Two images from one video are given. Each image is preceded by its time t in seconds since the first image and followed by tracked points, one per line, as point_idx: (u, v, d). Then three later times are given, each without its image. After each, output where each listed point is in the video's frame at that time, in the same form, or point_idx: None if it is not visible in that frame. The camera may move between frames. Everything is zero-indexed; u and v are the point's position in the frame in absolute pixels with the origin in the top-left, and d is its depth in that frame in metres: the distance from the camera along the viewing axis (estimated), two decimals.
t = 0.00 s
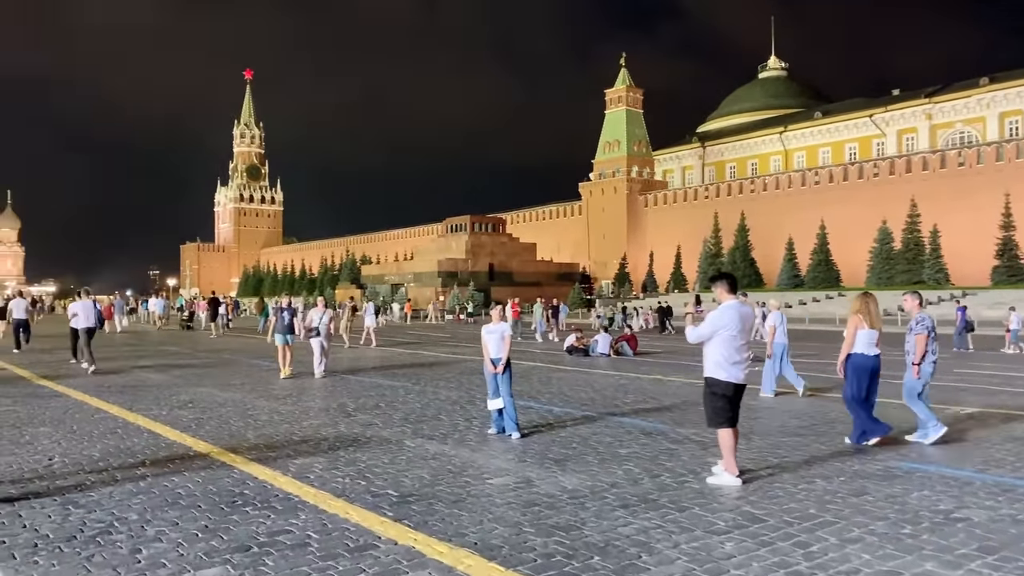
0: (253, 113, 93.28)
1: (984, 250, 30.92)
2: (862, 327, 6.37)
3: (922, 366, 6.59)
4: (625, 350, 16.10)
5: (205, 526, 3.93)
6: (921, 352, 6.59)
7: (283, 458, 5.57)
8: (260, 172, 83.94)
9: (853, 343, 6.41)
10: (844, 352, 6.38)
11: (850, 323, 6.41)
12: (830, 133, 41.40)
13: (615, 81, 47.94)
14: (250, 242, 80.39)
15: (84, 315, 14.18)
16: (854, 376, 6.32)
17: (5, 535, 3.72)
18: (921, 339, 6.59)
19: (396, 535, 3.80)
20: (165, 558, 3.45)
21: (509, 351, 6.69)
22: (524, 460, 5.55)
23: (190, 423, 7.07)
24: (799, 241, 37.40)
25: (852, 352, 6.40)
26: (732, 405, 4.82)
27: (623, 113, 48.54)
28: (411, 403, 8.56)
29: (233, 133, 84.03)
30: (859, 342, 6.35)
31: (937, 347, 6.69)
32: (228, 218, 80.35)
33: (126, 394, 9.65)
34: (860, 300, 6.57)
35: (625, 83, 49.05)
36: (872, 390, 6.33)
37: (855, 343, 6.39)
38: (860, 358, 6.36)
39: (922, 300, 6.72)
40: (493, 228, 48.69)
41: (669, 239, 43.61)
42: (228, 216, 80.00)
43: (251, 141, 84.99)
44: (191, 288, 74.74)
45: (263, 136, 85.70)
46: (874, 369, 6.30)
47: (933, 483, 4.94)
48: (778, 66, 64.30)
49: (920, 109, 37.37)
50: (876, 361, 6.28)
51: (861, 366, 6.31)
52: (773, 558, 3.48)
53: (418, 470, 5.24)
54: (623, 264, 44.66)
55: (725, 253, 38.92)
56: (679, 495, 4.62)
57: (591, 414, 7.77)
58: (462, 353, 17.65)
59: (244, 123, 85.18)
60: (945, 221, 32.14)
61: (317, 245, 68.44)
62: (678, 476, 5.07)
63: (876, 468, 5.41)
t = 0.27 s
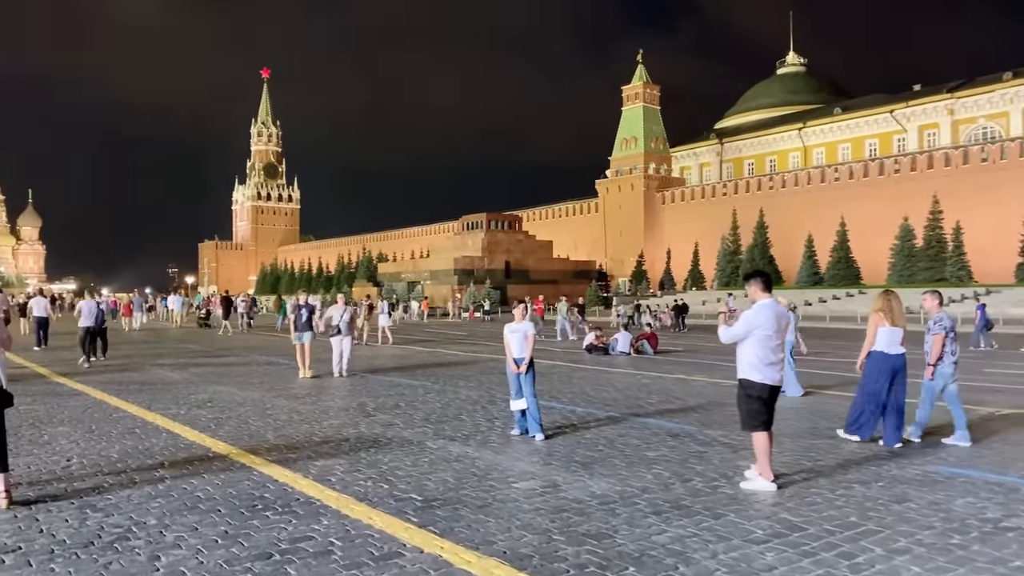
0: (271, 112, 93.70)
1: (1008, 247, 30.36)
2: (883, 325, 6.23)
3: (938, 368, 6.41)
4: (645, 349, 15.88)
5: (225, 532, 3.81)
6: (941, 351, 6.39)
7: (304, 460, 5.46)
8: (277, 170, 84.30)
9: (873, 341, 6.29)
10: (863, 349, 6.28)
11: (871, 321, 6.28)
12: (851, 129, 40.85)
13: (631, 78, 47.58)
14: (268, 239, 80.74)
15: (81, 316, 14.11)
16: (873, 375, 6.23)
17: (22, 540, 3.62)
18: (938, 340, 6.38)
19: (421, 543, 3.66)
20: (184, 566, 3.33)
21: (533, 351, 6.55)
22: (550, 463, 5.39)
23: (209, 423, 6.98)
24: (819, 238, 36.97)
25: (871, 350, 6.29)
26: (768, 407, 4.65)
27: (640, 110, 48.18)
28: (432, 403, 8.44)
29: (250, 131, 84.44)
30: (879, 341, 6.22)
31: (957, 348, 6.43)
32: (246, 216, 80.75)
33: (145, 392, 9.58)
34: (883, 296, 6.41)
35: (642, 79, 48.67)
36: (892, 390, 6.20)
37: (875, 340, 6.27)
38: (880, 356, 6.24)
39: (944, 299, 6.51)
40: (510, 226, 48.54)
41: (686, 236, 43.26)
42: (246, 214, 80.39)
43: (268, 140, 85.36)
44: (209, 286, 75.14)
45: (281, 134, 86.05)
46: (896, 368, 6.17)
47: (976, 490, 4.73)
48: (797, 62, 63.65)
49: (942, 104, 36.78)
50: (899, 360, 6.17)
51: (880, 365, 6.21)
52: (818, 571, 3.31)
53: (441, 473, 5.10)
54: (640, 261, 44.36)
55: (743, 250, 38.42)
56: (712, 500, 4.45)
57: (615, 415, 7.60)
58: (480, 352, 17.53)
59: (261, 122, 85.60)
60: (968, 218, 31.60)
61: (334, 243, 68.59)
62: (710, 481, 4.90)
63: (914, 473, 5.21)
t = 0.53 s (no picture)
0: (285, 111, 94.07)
1: None
2: (898, 324, 6.18)
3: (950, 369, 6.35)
4: (663, 347, 15.73)
5: (247, 534, 3.73)
6: (951, 351, 6.33)
7: (324, 459, 5.37)
8: (292, 169, 84.61)
9: (889, 340, 6.23)
10: (879, 348, 6.21)
11: (887, 319, 6.22)
12: (868, 126, 40.39)
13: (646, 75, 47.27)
14: (283, 238, 81.05)
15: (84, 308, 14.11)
16: (890, 372, 6.14)
17: (41, 542, 3.55)
18: (948, 340, 6.29)
19: (445, 547, 3.55)
20: (206, 570, 3.24)
21: (556, 349, 6.43)
22: (573, 463, 5.28)
23: (227, 422, 6.91)
24: (836, 236, 36.58)
25: (888, 349, 6.21)
26: (802, 407, 4.52)
27: (654, 107, 47.86)
28: (452, 402, 8.34)
29: (266, 131, 84.90)
30: (896, 339, 6.16)
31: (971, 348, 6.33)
32: (261, 215, 81.08)
33: (162, 390, 9.54)
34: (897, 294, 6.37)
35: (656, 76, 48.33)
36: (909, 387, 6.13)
37: (891, 340, 6.20)
38: (897, 355, 6.16)
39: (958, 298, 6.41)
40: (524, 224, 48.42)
41: (702, 234, 42.97)
42: (262, 213, 80.74)
43: (283, 139, 85.74)
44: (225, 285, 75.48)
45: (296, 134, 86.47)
46: (915, 367, 6.10)
47: (1017, 493, 4.57)
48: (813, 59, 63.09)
49: (961, 100, 36.28)
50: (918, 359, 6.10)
51: (897, 363, 6.14)
52: None
53: (464, 473, 4.99)
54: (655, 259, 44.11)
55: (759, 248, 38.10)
56: (745, 503, 4.32)
57: (639, 415, 7.48)
58: (496, 350, 17.43)
59: (276, 121, 86.07)
60: (987, 214, 31.12)
61: (349, 242, 68.71)
62: (741, 482, 4.77)
63: (949, 474, 5.05)
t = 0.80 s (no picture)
0: (305, 110, 94.45)
1: None
2: (918, 325, 6.05)
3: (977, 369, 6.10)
4: (689, 347, 15.51)
5: (278, 540, 3.63)
6: (978, 352, 6.07)
7: (353, 461, 5.27)
8: (311, 167, 84.96)
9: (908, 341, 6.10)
10: (897, 349, 6.09)
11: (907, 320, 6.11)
12: (890, 122, 39.79)
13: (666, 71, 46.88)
14: (303, 236, 81.39)
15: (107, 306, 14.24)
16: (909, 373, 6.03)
17: (69, 547, 3.46)
18: (973, 341, 6.07)
19: (484, 556, 3.42)
20: None
21: (586, 349, 6.27)
22: (607, 467, 5.13)
23: (253, 421, 6.84)
24: (860, 233, 36.08)
25: (907, 349, 6.09)
26: (849, 410, 4.36)
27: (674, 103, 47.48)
28: (478, 402, 8.22)
29: (285, 129, 85.35)
30: (914, 340, 6.03)
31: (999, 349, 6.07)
32: (281, 213, 81.50)
33: (187, 389, 9.50)
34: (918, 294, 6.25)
35: (677, 72, 47.91)
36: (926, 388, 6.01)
37: (910, 341, 6.08)
38: (916, 355, 6.03)
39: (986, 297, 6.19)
40: (543, 222, 48.23)
41: (723, 231, 42.58)
42: (282, 211, 81.14)
43: (302, 137, 86.11)
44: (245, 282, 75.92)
45: (315, 132, 86.81)
46: (933, 367, 5.98)
47: None
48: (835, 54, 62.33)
49: (988, 94, 35.62)
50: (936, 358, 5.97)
51: (915, 365, 6.02)
52: None
53: (496, 476, 4.87)
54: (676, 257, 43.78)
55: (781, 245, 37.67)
56: (791, 510, 4.15)
57: (670, 415, 7.32)
58: (517, 348, 17.32)
59: (296, 120, 86.50)
60: (1015, 211, 30.51)
61: (368, 240, 68.87)
62: (784, 488, 4.61)
63: (1000, 480, 4.85)
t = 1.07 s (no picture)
0: (320, 108, 94.71)
1: None
2: (941, 322, 5.89)
3: (1003, 367, 5.89)
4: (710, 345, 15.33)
5: (303, 543, 3.54)
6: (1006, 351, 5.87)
7: (376, 461, 5.17)
8: (327, 165, 85.20)
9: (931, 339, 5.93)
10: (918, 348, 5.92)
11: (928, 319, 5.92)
12: (910, 117, 39.25)
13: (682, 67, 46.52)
14: (319, 234, 81.63)
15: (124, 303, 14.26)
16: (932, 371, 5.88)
17: (90, 550, 3.38)
18: (1000, 339, 5.87)
19: (516, 562, 3.31)
20: None
21: (611, 349, 6.13)
22: (635, 469, 5.00)
23: (274, 421, 6.77)
24: (879, 230, 35.65)
25: (929, 348, 5.92)
26: (889, 412, 4.21)
27: (691, 100, 47.12)
28: (498, 401, 8.11)
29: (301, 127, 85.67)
30: (936, 338, 5.87)
31: None
32: (297, 211, 81.78)
33: (206, 387, 9.45)
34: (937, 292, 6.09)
35: (693, 68, 47.53)
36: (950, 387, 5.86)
37: (933, 339, 5.91)
38: (939, 353, 5.88)
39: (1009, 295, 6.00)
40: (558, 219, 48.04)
41: (740, 228, 42.24)
42: (298, 208, 81.42)
43: (318, 135, 86.36)
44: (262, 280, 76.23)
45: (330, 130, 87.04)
46: (954, 365, 5.85)
47: None
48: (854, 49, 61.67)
49: (1010, 89, 35.06)
50: (956, 357, 5.85)
51: (937, 364, 5.88)
52: None
53: (523, 478, 4.75)
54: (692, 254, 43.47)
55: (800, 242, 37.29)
56: (829, 515, 4.01)
57: (694, 416, 7.18)
58: (535, 346, 17.21)
59: (311, 118, 86.79)
60: None
61: (383, 237, 68.95)
62: (820, 492, 4.46)
63: None
